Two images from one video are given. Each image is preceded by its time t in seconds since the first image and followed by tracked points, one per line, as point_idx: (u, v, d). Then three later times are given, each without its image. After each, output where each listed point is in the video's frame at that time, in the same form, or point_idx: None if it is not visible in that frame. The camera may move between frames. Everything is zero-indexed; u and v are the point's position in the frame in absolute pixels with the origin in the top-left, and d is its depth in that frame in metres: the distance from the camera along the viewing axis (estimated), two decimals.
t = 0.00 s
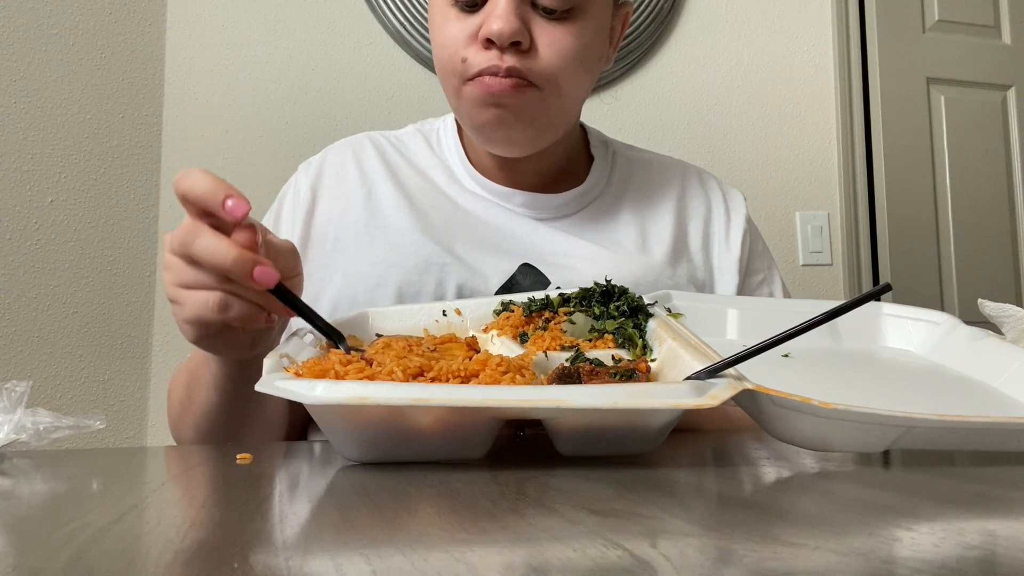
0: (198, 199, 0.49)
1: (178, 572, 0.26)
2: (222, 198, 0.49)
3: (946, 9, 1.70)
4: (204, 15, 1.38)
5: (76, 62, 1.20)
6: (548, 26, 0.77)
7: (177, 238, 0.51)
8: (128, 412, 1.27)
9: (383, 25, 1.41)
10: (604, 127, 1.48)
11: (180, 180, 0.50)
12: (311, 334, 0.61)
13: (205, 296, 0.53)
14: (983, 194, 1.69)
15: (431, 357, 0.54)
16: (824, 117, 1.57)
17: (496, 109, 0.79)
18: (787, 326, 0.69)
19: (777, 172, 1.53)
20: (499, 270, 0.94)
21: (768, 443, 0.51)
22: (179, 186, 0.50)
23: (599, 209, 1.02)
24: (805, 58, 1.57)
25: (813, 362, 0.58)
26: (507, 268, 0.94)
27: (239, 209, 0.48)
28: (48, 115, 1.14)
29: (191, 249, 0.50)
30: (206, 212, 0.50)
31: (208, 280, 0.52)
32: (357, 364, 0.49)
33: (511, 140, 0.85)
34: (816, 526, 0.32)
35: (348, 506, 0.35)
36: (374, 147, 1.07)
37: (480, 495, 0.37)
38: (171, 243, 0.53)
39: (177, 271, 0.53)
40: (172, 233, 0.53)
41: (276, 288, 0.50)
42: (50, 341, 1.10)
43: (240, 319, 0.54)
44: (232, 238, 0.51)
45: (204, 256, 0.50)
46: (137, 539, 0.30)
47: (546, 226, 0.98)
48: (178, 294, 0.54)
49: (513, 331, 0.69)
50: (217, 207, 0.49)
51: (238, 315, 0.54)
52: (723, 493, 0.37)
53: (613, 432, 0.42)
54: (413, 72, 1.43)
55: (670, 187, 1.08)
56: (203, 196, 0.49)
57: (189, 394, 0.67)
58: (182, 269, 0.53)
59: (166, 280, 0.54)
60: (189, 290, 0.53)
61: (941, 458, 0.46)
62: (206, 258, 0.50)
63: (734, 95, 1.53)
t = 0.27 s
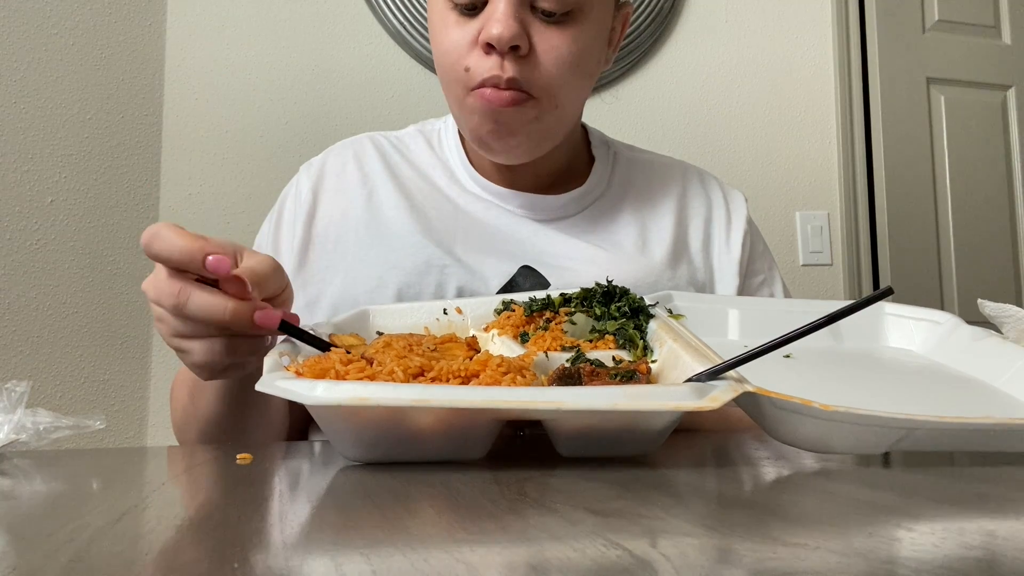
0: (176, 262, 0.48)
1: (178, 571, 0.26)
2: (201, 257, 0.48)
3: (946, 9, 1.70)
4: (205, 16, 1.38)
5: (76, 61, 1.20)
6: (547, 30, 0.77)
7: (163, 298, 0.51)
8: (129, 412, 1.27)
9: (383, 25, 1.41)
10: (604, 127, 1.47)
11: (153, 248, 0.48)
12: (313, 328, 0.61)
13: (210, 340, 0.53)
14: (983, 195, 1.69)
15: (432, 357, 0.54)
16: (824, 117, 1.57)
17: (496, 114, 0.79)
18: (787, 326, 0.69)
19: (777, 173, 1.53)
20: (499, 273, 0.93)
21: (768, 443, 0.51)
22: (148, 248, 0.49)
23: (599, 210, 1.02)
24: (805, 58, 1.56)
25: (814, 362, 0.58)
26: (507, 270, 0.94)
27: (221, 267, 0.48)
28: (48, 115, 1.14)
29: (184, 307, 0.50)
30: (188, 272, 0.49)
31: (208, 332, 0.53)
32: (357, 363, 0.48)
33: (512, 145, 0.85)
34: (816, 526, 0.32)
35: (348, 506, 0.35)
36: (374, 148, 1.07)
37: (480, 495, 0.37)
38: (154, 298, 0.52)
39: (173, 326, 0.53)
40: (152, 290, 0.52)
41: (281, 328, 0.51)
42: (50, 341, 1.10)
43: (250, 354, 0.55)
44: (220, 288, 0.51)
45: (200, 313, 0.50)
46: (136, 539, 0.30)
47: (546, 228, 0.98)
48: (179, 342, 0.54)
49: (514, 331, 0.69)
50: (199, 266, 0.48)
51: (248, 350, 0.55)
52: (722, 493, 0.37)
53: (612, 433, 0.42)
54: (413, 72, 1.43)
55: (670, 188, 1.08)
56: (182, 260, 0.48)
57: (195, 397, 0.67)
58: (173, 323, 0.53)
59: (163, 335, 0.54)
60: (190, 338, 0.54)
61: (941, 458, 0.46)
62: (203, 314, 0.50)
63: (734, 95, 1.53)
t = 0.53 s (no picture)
0: (184, 272, 0.48)
1: (178, 571, 0.26)
2: (208, 266, 0.48)
3: (946, 9, 1.70)
4: (205, 16, 1.38)
5: (76, 62, 1.20)
6: (547, 31, 0.77)
7: (170, 310, 0.50)
8: (129, 412, 1.27)
9: (383, 25, 1.42)
10: (604, 127, 1.48)
11: (158, 263, 0.48)
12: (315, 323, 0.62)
13: (221, 344, 0.54)
14: (983, 195, 1.69)
15: (432, 357, 0.54)
16: (824, 118, 1.57)
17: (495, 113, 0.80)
18: (789, 326, 0.69)
19: (777, 173, 1.53)
20: (499, 275, 0.94)
21: (768, 443, 0.51)
22: (151, 260, 0.48)
23: (599, 211, 1.02)
24: (805, 59, 1.56)
25: (815, 363, 0.58)
26: (507, 272, 0.94)
27: (233, 274, 0.48)
28: (48, 115, 1.14)
29: (195, 317, 0.50)
30: (196, 281, 0.48)
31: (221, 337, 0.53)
32: (358, 363, 0.48)
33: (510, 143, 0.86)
34: (816, 526, 0.32)
35: (348, 506, 0.35)
36: (376, 148, 1.07)
37: (480, 495, 0.37)
38: (157, 309, 0.51)
39: (182, 338, 0.53)
40: (155, 303, 0.50)
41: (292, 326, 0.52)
42: (50, 341, 1.10)
43: (261, 354, 0.56)
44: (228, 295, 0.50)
45: (212, 320, 0.50)
46: (136, 539, 0.30)
47: (546, 229, 0.98)
48: (187, 350, 0.54)
49: (515, 330, 0.69)
50: (209, 274, 0.48)
51: (260, 350, 0.56)
52: (722, 493, 0.37)
53: (612, 434, 0.42)
54: (413, 72, 1.43)
55: (671, 188, 1.08)
56: (190, 271, 0.47)
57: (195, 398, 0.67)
58: (181, 333, 0.52)
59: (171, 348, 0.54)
60: (200, 345, 0.53)
61: (941, 459, 0.46)
62: (216, 322, 0.50)
63: (734, 95, 1.53)
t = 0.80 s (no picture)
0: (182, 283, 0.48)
1: (178, 572, 0.26)
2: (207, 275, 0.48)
3: (946, 9, 1.70)
4: (205, 16, 1.38)
5: (76, 61, 1.20)
6: (546, 32, 0.77)
7: (167, 321, 0.50)
8: (129, 412, 1.27)
9: (383, 26, 1.42)
10: (605, 127, 1.48)
11: (158, 272, 0.48)
12: (314, 324, 0.62)
13: (223, 351, 0.54)
14: (983, 195, 1.69)
15: (432, 357, 0.54)
16: (824, 118, 1.57)
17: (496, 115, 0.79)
18: (789, 326, 0.69)
19: (777, 172, 1.53)
20: (499, 276, 0.93)
21: (768, 443, 0.51)
22: (149, 271, 0.48)
23: (600, 213, 1.02)
24: (805, 59, 1.56)
25: (816, 363, 0.58)
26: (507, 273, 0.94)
27: (232, 283, 0.48)
28: (48, 115, 1.14)
29: (194, 327, 0.50)
30: (194, 291, 0.49)
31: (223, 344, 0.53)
32: (358, 363, 0.49)
33: (511, 146, 0.85)
34: (816, 526, 0.32)
35: (348, 506, 0.35)
36: (376, 149, 1.07)
37: (480, 495, 0.37)
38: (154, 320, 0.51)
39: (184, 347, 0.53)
40: (151, 313, 0.50)
41: (291, 331, 0.52)
42: (50, 342, 1.10)
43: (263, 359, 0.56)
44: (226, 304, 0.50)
45: (211, 329, 0.50)
46: (136, 539, 0.30)
47: (547, 230, 0.98)
48: (188, 358, 0.54)
49: (515, 330, 0.69)
50: (208, 285, 0.48)
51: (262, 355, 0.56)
52: (722, 493, 0.37)
53: (612, 434, 0.42)
54: (413, 72, 1.43)
55: (671, 189, 1.08)
56: (188, 279, 0.48)
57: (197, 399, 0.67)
58: (181, 343, 0.52)
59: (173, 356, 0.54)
60: (201, 353, 0.53)
61: (942, 459, 0.46)
62: (215, 331, 0.50)
63: (734, 95, 1.53)
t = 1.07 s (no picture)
0: (180, 293, 0.48)
1: (178, 572, 0.26)
2: (204, 283, 0.48)
3: (946, 9, 1.70)
4: (205, 16, 1.38)
5: (76, 62, 1.20)
6: (547, 32, 0.77)
7: (166, 332, 0.49)
8: (129, 412, 1.27)
9: (383, 26, 1.42)
10: (605, 127, 1.48)
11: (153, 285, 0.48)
12: (314, 324, 0.62)
13: (225, 358, 0.53)
14: (983, 194, 1.69)
15: (432, 357, 0.54)
16: (824, 117, 1.57)
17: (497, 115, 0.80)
18: (789, 326, 0.69)
19: (776, 172, 1.53)
20: (499, 277, 0.93)
21: (768, 443, 0.51)
22: (145, 284, 0.48)
23: (600, 213, 1.02)
24: (805, 59, 1.56)
25: (816, 363, 0.58)
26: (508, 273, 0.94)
27: (231, 289, 0.48)
28: (48, 114, 1.14)
29: (194, 336, 0.50)
30: (192, 301, 0.48)
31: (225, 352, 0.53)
32: (358, 363, 0.49)
33: (512, 145, 0.86)
34: (816, 526, 0.32)
35: (348, 506, 0.35)
36: (376, 149, 1.07)
37: (480, 495, 0.37)
38: (153, 332, 0.50)
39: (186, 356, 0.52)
40: (149, 325, 0.50)
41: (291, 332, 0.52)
42: (50, 342, 1.10)
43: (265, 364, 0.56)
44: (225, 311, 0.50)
45: (211, 338, 0.50)
46: (137, 539, 0.30)
47: (547, 230, 0.98)
48: (191, 367, 0.54)
49: (515, 330, 0.69)
50: (206, 293, 0.48)
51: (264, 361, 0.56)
52: (723, 492, 0.37)
53: (612, 434, 0.42)
54: (413, 73, 1.43)
55: (671, 189, 1.08)
56: (184, 290, 0.48)
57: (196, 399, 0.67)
58: (182, 352, 0.52)
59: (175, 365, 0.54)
60: (203, 361, 0.53)
61: (942, 459, 0.46)
62: (216, 339, 0.50)
63: (734, 95, 1.53)
